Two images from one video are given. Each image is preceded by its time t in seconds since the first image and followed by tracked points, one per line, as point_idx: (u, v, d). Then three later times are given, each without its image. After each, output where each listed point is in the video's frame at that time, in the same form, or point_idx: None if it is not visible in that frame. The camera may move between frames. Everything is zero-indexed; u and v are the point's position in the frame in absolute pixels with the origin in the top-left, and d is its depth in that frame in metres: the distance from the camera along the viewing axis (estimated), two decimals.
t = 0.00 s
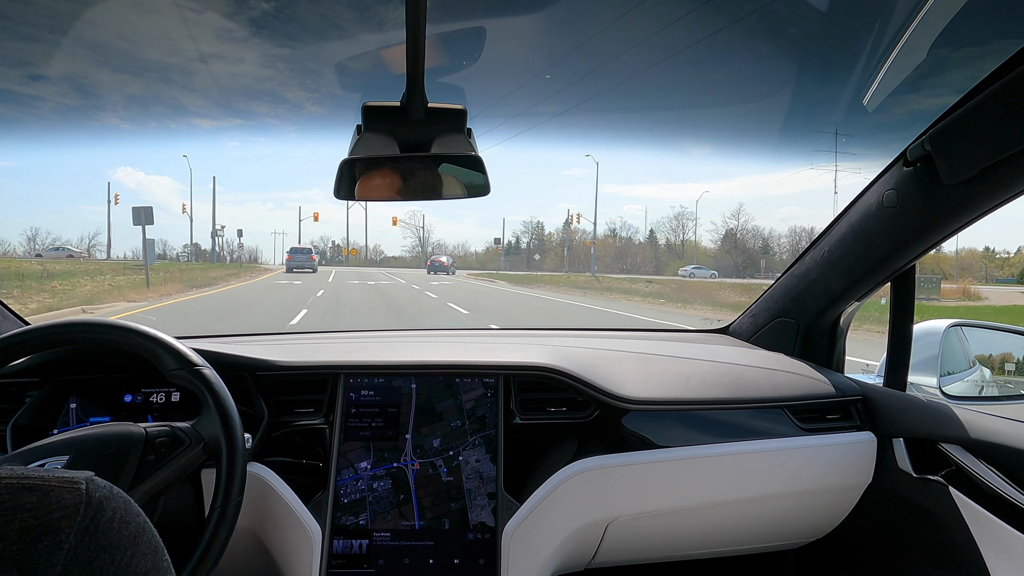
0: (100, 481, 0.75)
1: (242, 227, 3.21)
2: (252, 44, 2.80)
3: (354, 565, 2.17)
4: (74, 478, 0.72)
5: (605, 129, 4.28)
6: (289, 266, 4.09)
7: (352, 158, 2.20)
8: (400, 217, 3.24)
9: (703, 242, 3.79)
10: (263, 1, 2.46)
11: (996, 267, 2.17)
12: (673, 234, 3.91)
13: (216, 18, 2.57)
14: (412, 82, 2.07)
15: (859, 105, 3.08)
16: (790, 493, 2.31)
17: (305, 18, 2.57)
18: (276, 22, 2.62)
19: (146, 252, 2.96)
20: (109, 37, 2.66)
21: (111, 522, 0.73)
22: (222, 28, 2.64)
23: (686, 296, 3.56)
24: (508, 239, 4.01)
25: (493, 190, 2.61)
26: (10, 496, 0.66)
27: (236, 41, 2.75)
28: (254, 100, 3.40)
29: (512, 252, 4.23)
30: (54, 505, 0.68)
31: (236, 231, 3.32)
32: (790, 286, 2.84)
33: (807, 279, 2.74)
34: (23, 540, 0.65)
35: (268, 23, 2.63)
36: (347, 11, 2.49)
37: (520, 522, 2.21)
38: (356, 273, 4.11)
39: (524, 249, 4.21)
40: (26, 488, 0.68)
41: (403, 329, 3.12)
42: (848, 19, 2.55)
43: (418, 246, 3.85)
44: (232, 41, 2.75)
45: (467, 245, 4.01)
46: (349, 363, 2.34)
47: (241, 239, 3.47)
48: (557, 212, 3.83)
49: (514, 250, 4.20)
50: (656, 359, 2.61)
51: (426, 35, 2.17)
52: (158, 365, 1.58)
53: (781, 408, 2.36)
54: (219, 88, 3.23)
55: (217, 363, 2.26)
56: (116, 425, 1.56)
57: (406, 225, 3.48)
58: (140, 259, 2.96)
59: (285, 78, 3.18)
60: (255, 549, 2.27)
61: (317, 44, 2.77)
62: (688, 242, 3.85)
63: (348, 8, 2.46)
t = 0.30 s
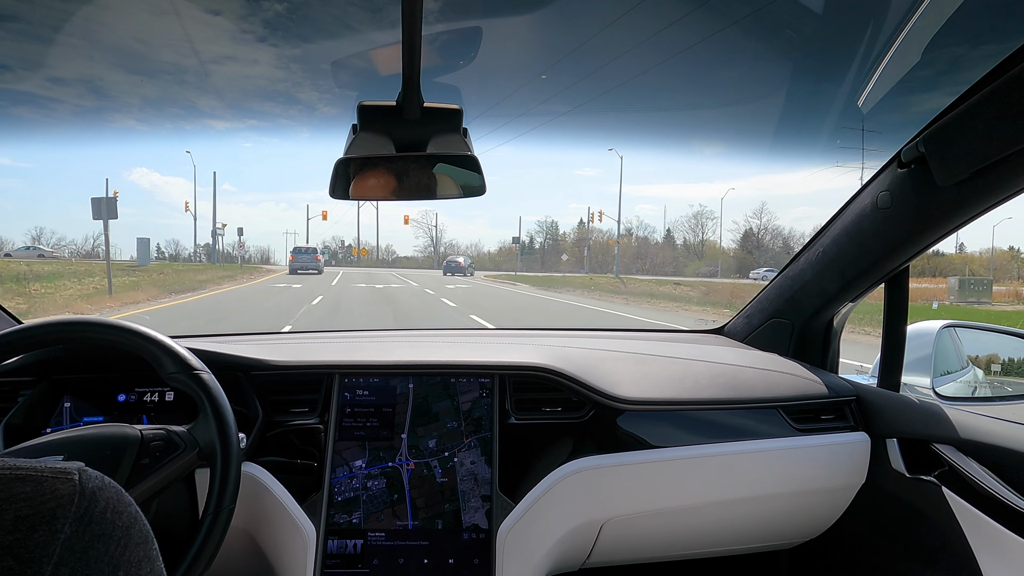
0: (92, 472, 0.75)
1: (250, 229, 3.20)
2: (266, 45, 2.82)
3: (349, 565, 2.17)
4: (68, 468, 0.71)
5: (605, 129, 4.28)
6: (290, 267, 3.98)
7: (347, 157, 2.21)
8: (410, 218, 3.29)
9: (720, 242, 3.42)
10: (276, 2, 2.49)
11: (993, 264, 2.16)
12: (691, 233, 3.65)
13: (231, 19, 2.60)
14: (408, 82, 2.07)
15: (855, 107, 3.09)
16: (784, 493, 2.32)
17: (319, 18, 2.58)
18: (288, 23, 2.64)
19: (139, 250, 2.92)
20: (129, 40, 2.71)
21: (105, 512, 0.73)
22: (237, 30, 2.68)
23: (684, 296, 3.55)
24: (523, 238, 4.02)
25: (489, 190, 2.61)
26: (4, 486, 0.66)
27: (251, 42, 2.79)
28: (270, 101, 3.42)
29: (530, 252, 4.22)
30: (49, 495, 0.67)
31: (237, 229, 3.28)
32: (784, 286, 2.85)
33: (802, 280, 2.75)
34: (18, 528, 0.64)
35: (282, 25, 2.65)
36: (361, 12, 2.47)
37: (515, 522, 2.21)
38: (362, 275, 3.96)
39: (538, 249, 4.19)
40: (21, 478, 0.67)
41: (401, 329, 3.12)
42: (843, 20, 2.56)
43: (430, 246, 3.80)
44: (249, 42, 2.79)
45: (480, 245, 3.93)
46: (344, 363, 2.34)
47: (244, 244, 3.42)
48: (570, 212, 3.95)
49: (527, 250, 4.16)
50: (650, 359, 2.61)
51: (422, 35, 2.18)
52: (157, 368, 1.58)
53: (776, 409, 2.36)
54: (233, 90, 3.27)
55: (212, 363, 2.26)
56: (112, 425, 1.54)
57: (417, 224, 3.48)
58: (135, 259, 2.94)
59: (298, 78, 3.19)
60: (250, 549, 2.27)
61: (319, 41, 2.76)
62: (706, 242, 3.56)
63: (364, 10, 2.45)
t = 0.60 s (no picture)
0: (92, 485, 0.77)
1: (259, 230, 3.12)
2: (277, 46, 2.84)
3: (346, 566, 2.17)
4: (67, 480, 0.73)
5: (607, 130, 4.29)
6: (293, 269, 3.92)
7: (346, 157, 2.21)
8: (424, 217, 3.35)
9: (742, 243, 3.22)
10: (289, 4, 2.50)
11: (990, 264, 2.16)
12: (711, 234, 3.57)
13: (244, 20, 2.62)
14: (407, 82, 2.06)
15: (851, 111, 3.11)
16: (781, 495, 2.32)
17: (331, 20, 2.58)
18: (300, 24, 2.64)
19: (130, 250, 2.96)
20: (141, 42, 2.75)
21: (103, 523, 0.75)
22: (248, 30, 2.70)
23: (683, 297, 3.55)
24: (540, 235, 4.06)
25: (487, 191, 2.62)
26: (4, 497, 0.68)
27: (264, 43, 2.82)
28: (283, 101, 3.45)
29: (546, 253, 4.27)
30: (47, 506, 0.70)
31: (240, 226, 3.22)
32: (781, 288, 2.85)
33: (800, 282, 2.75)
34: (16, 538, 0.67)
35: (294, 26, 2.66)
36: (373, 13, 2.45)
37: (512, 523, 2.21)
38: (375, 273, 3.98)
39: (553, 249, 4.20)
40: (20, 489, 0.69)
41: (403, 329, 3.12)
42: (841, 23, 2.57)
43: (443, 246, 3.85)
44: (260, 42, 2.81)
45: (494, 245, 3.88)
46: (343, 363, 2.34)
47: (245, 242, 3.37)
48: (582, 212, 3.88)
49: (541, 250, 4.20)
50: (648, 361, 2.61)
51: (422, 35, 2.18)
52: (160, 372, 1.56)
53: (774, 411, 2.37)
54: (244, 89, 3.30)
55: (210, 362, 2.26)
56: (112, 428, 1.53)
57: (430, 221, 3.47)
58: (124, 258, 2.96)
59: (310, 79, 3.20)
60: (247, 549, 2.26)
61: (324, 39, 2.75)
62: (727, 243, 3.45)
63: (374, 11, 2.43)
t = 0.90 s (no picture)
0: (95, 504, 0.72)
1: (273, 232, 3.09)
2: (289, 48, 2.85)
3: (346, 566, 2.17)
4: (69, 498, 0.68)
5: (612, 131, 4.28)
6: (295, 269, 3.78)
7: (348, 157, 2.21)
8: (436, 217, 3.38)
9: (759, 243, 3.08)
10: (300, 5, 2.50)
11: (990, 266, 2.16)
12: (728, 233, 3.45)
13: (257, 21, 2.64)
14: (408, 82, 2.06)
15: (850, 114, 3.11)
16: (781, 496, 2.32)
17: (342, 23, 2.57)
18: (311, 25, 2.65)
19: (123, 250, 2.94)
20: (154, 43, 2.78)
21: (103, 545, 0.70)
22: (260, 31, 2.72)
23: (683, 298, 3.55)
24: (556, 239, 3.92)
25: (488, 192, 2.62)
26: (4, 512, 0.64)
27: (276, 45, 2.83)
28: (293, 103, 3.46)
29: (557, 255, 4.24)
30: (46, 524, 0.65)
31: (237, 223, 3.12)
32: (782, 289, 2.85)
33: (801, 283, 2.75)
34: (14, 559, 0.62)
35: (306, 27, 2.66)
36: (384, 13, 2.45)
37: (513, 523, 2.22)
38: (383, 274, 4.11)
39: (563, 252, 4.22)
40: (21, 505, 0.65)
41: (406, 329, 3.13)
42: (844, 24, 2.57)
43: (453, 246, 3.88)
44: (271, 44, 2.82)
45: (507, 246, 3.94)
46: (344, 363, 2.34)
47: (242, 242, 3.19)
48: (595, 211, 3.78)
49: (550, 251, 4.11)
50: (649, 361, 2.61)
51: (423, 33, 2.17)
52: (167, 375, 1.56)
53: (775, 412, 2.36)
54: (255, 90, 3.31)
55: (211, 361, 2.27)
56: (115, 429, 1.53)
57: (441, 224, 3.57)
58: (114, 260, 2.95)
59: (321, 80, 3.20)
60: (247, 549, 2.27)
61: (334, 38, 2.72)
62: (749, 243, 3.21)
63: (385, 11, 2.43)
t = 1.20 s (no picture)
0: (89, 520, 0.72)
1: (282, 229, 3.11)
2: (300, 49, 2.86)
3: (349, 566, 2.17)
4: (61, 516, 0.69)
5: (619, 132, 4.27)
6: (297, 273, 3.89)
7: (351, 158, 2.22)
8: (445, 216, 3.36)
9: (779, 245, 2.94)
10: (311, 6, 2.51)
11: (997, 267, 2.15)
12: (747, 233, 3.29)
13: (267, 23, 2.65)
14: (413, 82, 2.06)
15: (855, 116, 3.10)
16: (784, 499, 2.31)
17: (351, 24, 2.58)
18: (322, 26, 2.66)
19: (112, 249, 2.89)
20: (166, 44, 2.80)
21: (96, 564, 0.69)
22: (271, 32, 2.73)
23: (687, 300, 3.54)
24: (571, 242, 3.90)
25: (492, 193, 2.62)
26: None
27: (285, 46, 2.84)
28: (303, 105, 3.46)
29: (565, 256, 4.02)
30: (39, 542, 0.65)
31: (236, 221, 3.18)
32: (786, 291, 2.85)
33: (805, 285, 2.74)
34: None
35: (316, 28, 2.68)
36: (393, 14, 2.46)
37: (515, 524, 2.22)
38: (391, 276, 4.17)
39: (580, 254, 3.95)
40: (14, 522, 0.65)
41: (411, 330, 3.13)
42: (851, 26, 2.57)
43: (465, 247, 3.89)
44: (281, 45, 2.83)
45: (519, 246, 3.91)
46: (347, 364, 2.34)
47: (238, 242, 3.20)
48: (608, 211, 3.72)
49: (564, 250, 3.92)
50: (653, 363, 2.61)
51: (428, 34, 2.17)
52: (174, 376, 1.56)
53: (779, 414, 2.36)
54: (266, 92, 3.32)
55: (216, 361, 2.27)
56: (122, 429, 1.53)
57: (451, 223, 3.55)
58: (102, 260, 2.88)
59: (331, 82, 3.20)
60: (250, 550, 2.27)
61: (343, 39, 2.72)
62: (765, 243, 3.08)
63: (395, 12, 2.44)
